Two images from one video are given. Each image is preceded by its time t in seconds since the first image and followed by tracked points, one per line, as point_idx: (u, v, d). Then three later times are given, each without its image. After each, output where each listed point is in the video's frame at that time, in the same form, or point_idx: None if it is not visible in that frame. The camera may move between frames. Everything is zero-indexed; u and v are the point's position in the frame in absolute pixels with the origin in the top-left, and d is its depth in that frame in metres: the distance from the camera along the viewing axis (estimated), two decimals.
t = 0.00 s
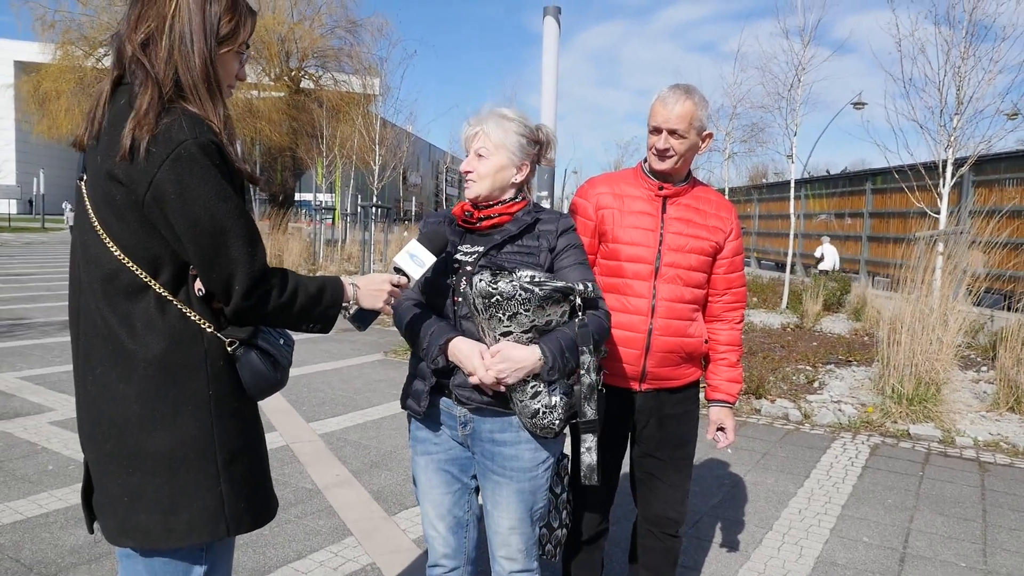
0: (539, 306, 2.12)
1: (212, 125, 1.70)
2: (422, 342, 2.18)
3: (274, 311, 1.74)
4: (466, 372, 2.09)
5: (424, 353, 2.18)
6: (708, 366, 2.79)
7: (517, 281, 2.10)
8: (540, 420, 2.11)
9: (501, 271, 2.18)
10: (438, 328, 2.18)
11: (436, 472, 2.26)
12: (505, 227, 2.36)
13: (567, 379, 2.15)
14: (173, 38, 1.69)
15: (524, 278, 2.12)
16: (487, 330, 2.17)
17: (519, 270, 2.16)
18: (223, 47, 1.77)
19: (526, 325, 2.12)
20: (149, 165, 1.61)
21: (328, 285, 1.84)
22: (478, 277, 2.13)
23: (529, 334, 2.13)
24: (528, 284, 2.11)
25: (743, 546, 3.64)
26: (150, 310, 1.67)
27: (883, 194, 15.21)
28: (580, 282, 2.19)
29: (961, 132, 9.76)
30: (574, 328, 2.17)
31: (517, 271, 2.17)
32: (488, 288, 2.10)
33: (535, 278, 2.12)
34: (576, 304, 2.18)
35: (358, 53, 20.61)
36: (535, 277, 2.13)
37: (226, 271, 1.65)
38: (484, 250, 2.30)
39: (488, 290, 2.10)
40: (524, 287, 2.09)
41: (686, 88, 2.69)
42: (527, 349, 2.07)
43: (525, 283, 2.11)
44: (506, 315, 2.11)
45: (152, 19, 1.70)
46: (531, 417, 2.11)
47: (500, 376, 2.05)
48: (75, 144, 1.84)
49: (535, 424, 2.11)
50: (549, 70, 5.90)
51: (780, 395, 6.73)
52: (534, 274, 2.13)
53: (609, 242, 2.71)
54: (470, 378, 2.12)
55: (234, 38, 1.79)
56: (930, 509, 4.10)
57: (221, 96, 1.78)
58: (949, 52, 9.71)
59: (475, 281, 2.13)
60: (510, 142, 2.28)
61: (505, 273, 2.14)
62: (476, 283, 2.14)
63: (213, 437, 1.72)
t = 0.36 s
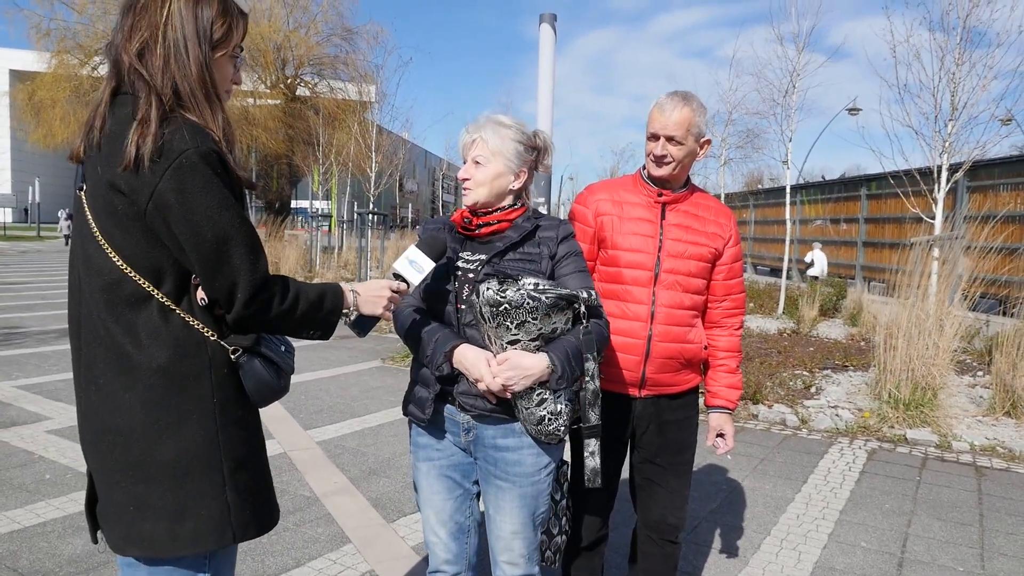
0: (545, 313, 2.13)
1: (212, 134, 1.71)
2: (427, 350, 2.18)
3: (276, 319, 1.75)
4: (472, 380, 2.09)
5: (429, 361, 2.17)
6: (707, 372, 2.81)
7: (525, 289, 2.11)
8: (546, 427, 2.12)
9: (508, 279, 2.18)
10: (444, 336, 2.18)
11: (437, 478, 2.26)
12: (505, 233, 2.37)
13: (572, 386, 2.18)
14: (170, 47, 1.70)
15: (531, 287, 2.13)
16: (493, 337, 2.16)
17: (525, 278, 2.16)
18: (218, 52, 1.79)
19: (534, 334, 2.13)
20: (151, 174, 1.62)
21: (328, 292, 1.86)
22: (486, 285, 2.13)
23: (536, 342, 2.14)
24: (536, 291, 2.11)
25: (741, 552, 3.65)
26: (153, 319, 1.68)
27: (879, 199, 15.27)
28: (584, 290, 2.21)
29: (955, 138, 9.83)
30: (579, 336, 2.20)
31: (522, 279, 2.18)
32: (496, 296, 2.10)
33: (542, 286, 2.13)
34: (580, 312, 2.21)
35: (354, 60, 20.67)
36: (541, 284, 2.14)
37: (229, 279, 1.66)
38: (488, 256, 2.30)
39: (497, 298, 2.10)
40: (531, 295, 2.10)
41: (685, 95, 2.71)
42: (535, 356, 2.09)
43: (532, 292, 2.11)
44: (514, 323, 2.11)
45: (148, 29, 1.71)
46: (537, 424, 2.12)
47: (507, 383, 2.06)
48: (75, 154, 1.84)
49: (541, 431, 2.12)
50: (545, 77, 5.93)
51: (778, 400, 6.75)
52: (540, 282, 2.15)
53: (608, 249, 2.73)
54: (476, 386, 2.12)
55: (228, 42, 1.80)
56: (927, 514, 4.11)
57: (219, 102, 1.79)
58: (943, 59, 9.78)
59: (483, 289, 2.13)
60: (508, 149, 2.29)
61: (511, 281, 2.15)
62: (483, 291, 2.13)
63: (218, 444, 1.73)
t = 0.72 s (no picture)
0: (549, 317, 2.11)
1: (211, 138, 1.69)
2: (430, 356, 2.16)
3: (272, 324, 1.72)
4: (477, 387, 2.07)
5: (433, 368, 2.15)
6: (709, 376, 2.79)
7: (528, 292, 2.09)
8: (552, 431, 2.10)
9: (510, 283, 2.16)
10: (446, 342, 2.16)
11: (440, 484, 2.24)
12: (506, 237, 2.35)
13: (577, 389, 2.15)
14: (169, 50, 1.69)
15: (534, 290, 2.10)
16: (497, 342, 2.14)
17: (528, 281, 2.14)
18: (217, 56, 1.77)
19: (538, 337, 2.11)
20: (147, 178, 1.60)
21: (325, 298, 1.84)
22: (488, 291, 2.11)
23: (540, 346, 2.12)
24: (539, 295, 2.09)
25: (742, 556, 3.63)
26: (148, 325, 1.65)
27: (874, 201, 15.30)
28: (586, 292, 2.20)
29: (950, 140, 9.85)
30: (583, 338, 2.18)
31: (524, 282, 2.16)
32: (499, 302, 2.09)
33: (545, 290, 2.11)
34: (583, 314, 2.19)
35: (350, 63, 20.64)
36: (544, 288, 2.11)
37: (224, 284, 1.64)
38: (490, 261, 2.28)
39: (499, 303, 2.08)
40: (534, 298, 2.08)
41: (684, 97, 2.70)
42: (539, 360, 2.05)
43: (535, 295, 2.09)
44: (518, 328, 2.09)
45: (148, 32, 1.69)
46: (543, 428, 2.10)
47: (512, 390, 2.03)
48: (70, 157, 1.82)
49: (547, 435, 2.09)
50: (542, 80, 5.92)
51: (775, 402, 6.74)
52: (542, 284, 2.12)
53: (608, 252, 2.71)
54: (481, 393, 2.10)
55: (227, 46, 1.79)
56: (927, 517, 4.10)
57: (216, 104, 1.77)
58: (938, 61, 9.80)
59: (486, 295, 2.11)
60: (508, 152, 2.27)
61: (514, 285, 2.13)
62: (486, 296, 2.11)
63: (214, 452, 1.70)
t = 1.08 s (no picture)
0: (550, 315, 2.08)
1: (210, 133, 1.67)
2: (431, 356, 2.14)
3: (272, 326, 1.70)
4: (477, 386, 2.05)
5: (434, 368, 2.13)
6: (709, 375, 2.77)
7: (528, 290, 2.06)
8: (553, 431, 2.08)
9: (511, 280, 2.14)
10: (448, 342, 2.14)
11: (441, 487, 2.22)
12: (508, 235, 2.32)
13: (579, 389, 2.13)
14: (161, 40, 1.65)
15: (535, 287, 2.08)
16: (498, 341, 2.12)
17: (528, 279, 2.12)
18: (211, 44, 1.73)
19: (538, 336, 2.09)
20: (146, 175, 1.58)
21: (325, 299, 1.81)
22: (488, 288, 2.09)
23: (540, 344, 2.10)
24: (539, 293, 2.07)
25: (740, 556, 3.62)
26: (145, 324, 1.62)
27: (867, 199, 15.33)
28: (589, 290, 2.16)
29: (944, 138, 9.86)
30: (586, 337, 2.15)
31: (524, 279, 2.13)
32: (499, 299, 2.06)
33: (546, 287, 2.08)
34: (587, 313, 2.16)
35: (343, 59, 20.53)
36: (544, 285, 2.09)
37: (224, 283, 1.62)
38: (490, 258, 2.25)
39: (499, 301, 2.06)
40: (535, 296, 2.06)
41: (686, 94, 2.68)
42: (540, 359, 2.03)
43: (536, 293, 2.07)
44: (517, 326, 2.07)
45: (137, 21, 1.65)
46: (544, 428, 2.08)
47: (512, 389, 2.01)
48: (63, 153, 1.78)
49: (548, 435, 2.08)
50: (538, 77, 5.88)
51: (771, 401, 6.74)
52: (543, 282, 2.10)
53: (609, 250, 2.68)
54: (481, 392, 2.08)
55: (221, 34, 1.75)
56: (924, 516, 4.10)
57: (214, 98, 1.74)
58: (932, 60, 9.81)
59: (486, 292, 2.09)
60: (515, 147, 2.24)
61: (514, 282, 2.10)
62: (486, 294, 2.09)
63: (212, 455, 1.67)
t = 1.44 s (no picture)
0: (565, 315, 2.09)
1: (208, 126, 1.63)
2: (439, 358, 2.11)
3: (272, 326, 1.68)
4: (490, 388, 2.03)
5: (442, 371, 2.10)
6: (711, 375, 2.75)
7: (544, 290, 2.05)
8: (566, 433, 2.08)
9: (523, 280, 2.12)
10: (455, 343, 2.12)
11: (445, 491, 2.20)
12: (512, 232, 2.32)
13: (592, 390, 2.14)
14: (153, 30, 1.60)
15: (550, 287, 2.07)
16: (511, 343, 2.10)
17: (541, 279, 2.11)
18: (204, 35, 1.68)
19: (554, 337, 2.08)
20: (142, 170, 1.54)
21: (328, 298, 1.79)
22: (502, 288, 2.06)
23: (556, 345, 2.09)
24: (554, 292, 2.06)
25: (738, 555, 3.60)
26: (143, 324, 1.61)
27: (857, 197, 15.38)
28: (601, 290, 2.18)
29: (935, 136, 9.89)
30: (597, 337, 2.16)
31: (536, 279, 2.12)
32: (514, 299, 2.04)
33: (560, 287, 2.08)
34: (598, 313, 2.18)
35: (333, 54, 20.37)
36: (558, 285, 2.08)
37: (224, 283, 1.59)
38: (499, 258, 2.25)
39: (515, 301, 2.03)
40: (550, 296, 2.05)
41: (690, 91, 2.65)
42: (556, 361, 2.03)
43: (550, 292, 2.06)
44: (533, 326, 2.05)
45: (127, 11, 1.61)
46: (557, 430, 2.07)
47: (527, 391, 2.00)
48: (53, 148, 1.74)
49: (562, 438, 2.07)
50: (532, 72, 5.83)
51: (764, 398, 6.74)
52: (556, 282, 2.09)
53: (611, 248, 2.65)
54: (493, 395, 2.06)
55: (214, 23, 1.70)
56: (920, 514, 4.10)
57: (209, 90, 1.69)
58: (924, 58, 9.84)
59: (500, 291, 2.06)
60: (524, 142, 2.28)
61: (528, 282, 2.09)
62: (500, 294, 2.06)
63: (213, 459, 1.67)
